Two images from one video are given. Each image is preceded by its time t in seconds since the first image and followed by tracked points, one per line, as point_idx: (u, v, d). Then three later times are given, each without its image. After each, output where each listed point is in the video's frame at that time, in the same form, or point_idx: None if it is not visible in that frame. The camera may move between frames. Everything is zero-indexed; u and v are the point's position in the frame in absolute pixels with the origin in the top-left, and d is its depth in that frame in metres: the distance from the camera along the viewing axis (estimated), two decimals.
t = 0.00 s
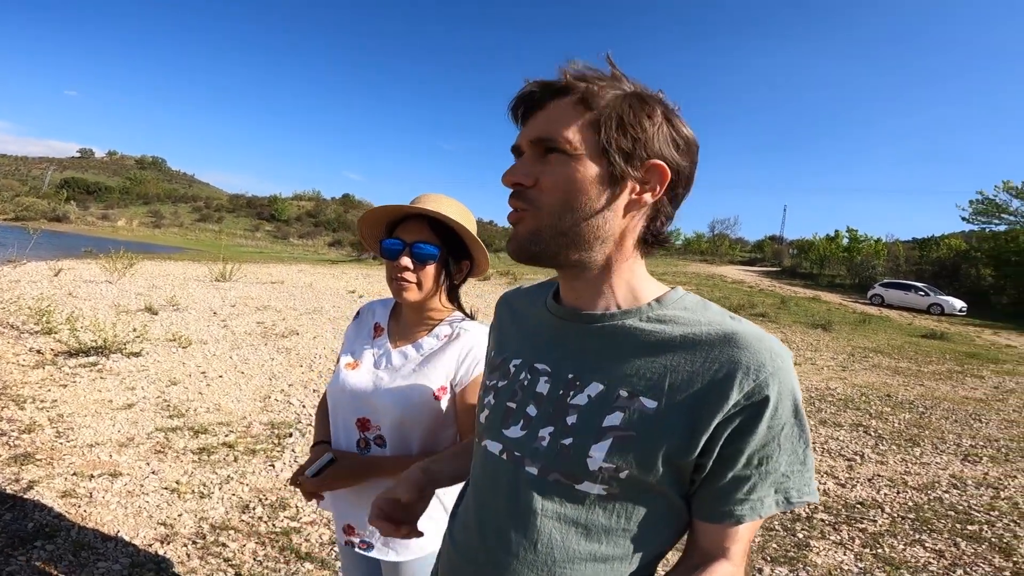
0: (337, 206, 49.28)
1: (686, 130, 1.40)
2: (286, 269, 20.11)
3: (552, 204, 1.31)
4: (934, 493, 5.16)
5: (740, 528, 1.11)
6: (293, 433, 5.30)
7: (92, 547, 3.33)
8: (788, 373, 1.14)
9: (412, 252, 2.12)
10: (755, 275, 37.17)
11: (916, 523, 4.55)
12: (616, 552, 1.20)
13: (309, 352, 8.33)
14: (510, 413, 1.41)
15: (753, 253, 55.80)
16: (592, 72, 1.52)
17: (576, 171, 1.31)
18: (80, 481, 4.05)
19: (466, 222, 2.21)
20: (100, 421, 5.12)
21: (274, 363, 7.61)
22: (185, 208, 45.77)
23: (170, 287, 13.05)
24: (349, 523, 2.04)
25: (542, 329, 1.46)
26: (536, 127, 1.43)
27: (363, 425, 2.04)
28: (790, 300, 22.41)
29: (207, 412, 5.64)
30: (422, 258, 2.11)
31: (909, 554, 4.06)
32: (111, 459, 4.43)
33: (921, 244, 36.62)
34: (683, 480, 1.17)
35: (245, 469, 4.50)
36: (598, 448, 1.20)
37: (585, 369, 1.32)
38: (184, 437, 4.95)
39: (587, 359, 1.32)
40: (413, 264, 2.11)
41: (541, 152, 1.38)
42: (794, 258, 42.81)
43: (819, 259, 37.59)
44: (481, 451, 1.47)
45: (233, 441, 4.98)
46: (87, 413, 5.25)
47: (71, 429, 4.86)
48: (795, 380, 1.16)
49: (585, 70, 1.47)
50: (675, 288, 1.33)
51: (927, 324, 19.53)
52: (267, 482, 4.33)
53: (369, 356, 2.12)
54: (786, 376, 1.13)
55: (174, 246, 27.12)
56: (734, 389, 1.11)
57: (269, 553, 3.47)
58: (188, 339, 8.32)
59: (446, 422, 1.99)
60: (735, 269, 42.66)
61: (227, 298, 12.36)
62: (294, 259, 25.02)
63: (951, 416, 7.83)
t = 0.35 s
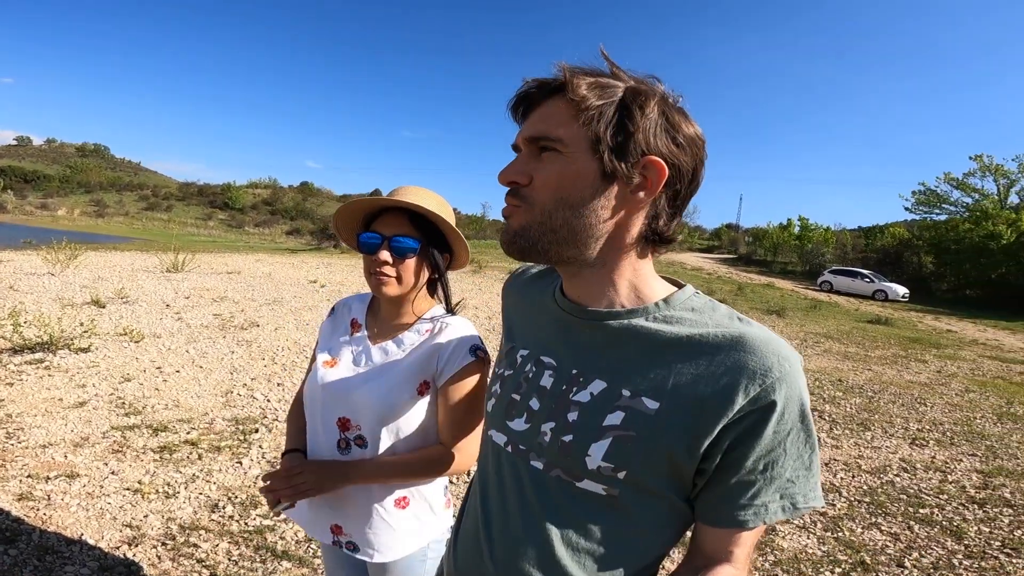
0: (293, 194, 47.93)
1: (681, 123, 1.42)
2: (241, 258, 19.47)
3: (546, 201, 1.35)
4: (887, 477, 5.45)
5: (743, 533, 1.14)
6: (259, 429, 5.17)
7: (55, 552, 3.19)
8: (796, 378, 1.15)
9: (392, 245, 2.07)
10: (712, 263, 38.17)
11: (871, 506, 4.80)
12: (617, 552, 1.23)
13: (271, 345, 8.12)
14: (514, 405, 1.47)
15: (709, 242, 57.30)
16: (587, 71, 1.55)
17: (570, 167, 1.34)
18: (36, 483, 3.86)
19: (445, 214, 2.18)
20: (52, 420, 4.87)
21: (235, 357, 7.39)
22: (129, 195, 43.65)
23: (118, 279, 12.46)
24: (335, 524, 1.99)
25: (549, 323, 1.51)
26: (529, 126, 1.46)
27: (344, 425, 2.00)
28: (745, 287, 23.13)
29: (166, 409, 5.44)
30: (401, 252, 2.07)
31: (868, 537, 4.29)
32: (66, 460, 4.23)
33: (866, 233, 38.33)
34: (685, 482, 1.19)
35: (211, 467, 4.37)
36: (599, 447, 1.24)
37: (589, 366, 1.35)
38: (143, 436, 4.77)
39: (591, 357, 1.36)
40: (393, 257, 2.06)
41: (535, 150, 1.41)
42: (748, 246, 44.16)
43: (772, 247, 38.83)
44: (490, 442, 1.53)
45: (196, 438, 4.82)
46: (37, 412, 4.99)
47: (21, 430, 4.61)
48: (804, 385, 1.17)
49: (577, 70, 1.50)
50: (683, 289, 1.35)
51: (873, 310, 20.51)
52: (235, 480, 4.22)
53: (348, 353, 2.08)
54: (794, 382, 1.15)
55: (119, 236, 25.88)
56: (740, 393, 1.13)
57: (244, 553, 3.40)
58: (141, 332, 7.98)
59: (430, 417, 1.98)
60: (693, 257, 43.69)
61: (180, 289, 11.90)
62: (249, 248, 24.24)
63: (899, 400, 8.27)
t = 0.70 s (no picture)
0: (278, 186, 47.38)
1: (693, 131, 1.45)
2: (227, 251, 19.26)
3: (571, 205, 1.31)
4: (876, 466, 5.56)
5: (745, 533, 1.15)
6: (251, 425, 5.15)
7: (50, 553, 3.17)
8: (797, 379, 1.17)
9: (389, 243, 2.06)
10: (700, 251, 38.39)
11: (862, 496, 4.90)
12: (618, 553, 1.24)
13: (261, 339, 8.06)
14: (515, 405, 1.49)
15: (697, 230, 57.64)
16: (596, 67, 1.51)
17: (597, 171, 1.31)
18: (26, 484, 3.81)
19: (442, 210, 2.16)
20: (39, 419, 4.81)
21: (224, 352, 7.33)
22: (110, 188, 42.96)
23: (102, 274, 12.28)
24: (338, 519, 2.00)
25: (551, 323, 1.52)
26: (547, 123, 1.40)
27: (338, 425, 1.98)
28: (734, 275, 23.31)
29: (155, 406, 5.39)
30: (399, 248, 2.05)
31: (859, 527, 4.38)
32: (56, 459, 4.18)
33: (852, 221, 38.74)
34: (686, 481, 1.21)
35: (203, 464, 4.35)
36: (601, 448, 1.25)
37: (591, 367, 1.36)
38: (133, 434, 4.73)
39: (593, 357, 1.37)
40: (390, 255, 2.05)
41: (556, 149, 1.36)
42: (736, 235, 44.47)
43: (759, 235, 39.11)
44: (491, 444, 1.55)
45: (187, 436, 4.79)
46: (24, 411, 4.92)
47: (8, 429, 4.55)
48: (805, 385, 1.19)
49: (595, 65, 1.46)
50: (686, 288, 1.36)
51: (859, 297, 20.80)
52: (228, 477, 4.20)
53: (340, 352, 2.06)
54: (796, 383, 1.16)
55: (102, 229, 25.48)
56: (742, 393, 1.14)
57: (240, 552, 3.39)
58: (127, 328, 7.88)
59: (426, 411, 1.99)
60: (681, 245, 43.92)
61: (166, 284, 11.76)
62: (235, 241, 23.98)
63: (886, 388, 8.42)
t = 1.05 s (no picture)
0: (285, 194, 47.67)
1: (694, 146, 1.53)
2: (235, 260, 19.37)
3: (624, 212, 1.27)
4: (890, 468, 5.48)
5: (748, 530, 1.15)
6: (257, 432, 5.15)
7: (54, 561, 3.17)
8: (796, 375, 1.16)
9: (379, 244, 2.04)
10: (707, 254, 38.24)
11: (876, 498, 4.83)
12: (619, 559, 1.20)
13: (267, 347, 8.08)
14: (507, 415, 1.42)
15: (704, 232, 57.45)
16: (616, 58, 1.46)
17: (645, 180, 1.30)
18: (32, 491, 3.83)
19: (434, 210, 2.15)
20: (46, 428, 4.83)
21: (230, 360, 7.35)
22: (120, 199, 43.37)
23: (111, 284, 12.38)
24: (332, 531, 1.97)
25: (542, 329, 1.47)
26: (595, 118, 1.32)
27: (329, 433, 1.97)
28: (742, 277, 23.18)
29: (162, 414, 5.41)
30: (389, 250, 2.04)
31: (874, 529, 4.31)
32: (62, 467, 4.20)
33: (860, 222, 38.53)
34: (688, 482, 1.19)
35: (209, 472, 4.35)
36: (602, 452, 1.21)
37: (587, 371, 1.32)
38: (139, 442, 4.74)
39: (589, 360, 1.33)
40: (381, 257, 2.04)
41: (604, 150, 1.30)
42: (744, 236, 44.30)
43: (767, 237, 38.91)
44: (480, 456, 1.46)
45: (193, 443, 4.80)
46: (31, 420, 4.95)
47: (15, 438, 4.57)
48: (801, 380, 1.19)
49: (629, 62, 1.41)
50: (679, 286, 1.34)
51: (869, 298, 20.64)
52: (233, 484, 4.20)
53: (332, 358, 2.06)
54: (795, 378, 1.15)
55: (110, 239, 25.69)
56: (742, 389, 1.13)
57: (245, 559, 3.38)
58: (134, 337, 7.93)
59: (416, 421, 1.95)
60: (689, 248, 43.75)
61: (174, 293, 11.83)
62: (242, 249, 24.13)
63: (898, 389, 8.32)
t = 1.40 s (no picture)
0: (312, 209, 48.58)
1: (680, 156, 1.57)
2: (264, 275, 19.78)
3: (637, 220, 1.29)
4: (931, 470, 5.28)
5: (745, 527, 1.15)
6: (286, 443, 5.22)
7: (91, 569, 3.25)
8: (787, 373, 1.17)
9: (382, 257, 2.06)
10: (734, 256, 37.64)
11: (916, 501, 4.65)
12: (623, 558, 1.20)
13: (295, 360, 8.22)
14: (504, 424, 1.37)
15: (730, 235, 56.57)
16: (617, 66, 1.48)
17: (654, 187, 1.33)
18: (71, 502, 3.95)
19: (436, 222, 2.15)
20: (86, 440, 4.99)
21: (261, 373, 7.50)
22: (154, 219, 44.78)
23: (147, 301, 12.76)
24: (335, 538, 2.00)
25: (535, 334, 1.42)
26: (608, 123, 1.32)
27: (330, 441, 1.99)
28: (770, 278, 22.73)
29: (195, 426, 5.53)
30: (392, 262, 2.05)
31: (913, 533, 4.15)
32: (100, 478, 4.32)
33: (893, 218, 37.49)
34: (687, 481, 1.19)
35: (240, 482, 4.43)
36: (605, 455, 1.20)
37: (585, 375, 1.29)
38: (173, 453, 4.86)
39: (587, 364, 1.30)
40: (385, 269, 2.05)
41: (617, 157, 1.31)
42: (772, 237, 43.50)
43: (795, 237, 38.11)
44: (477, 465, 1.41)
45: (225, 455, 4.89)
46: (71, 433, 5.11)
47: (57, 450, 4.73)
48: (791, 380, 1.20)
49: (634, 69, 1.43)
50: (669, 290, 1.32)
51: (906, 296, 20.02)
52: (263, 494, 4.26)
53: (335, 367, 2.08)
54: (785, 376, 1.16)
55: (145, 258, 26.52)
56: (737, 388, 1.14)
57: (272, 567, 3.41)
58: (169, 352, 8.15)
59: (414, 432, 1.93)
60: (715, 251, 43.11)
61: (206, 309, 12.12)
62: (271, 265, 24.66)
63: (937, 389, 8.03)
